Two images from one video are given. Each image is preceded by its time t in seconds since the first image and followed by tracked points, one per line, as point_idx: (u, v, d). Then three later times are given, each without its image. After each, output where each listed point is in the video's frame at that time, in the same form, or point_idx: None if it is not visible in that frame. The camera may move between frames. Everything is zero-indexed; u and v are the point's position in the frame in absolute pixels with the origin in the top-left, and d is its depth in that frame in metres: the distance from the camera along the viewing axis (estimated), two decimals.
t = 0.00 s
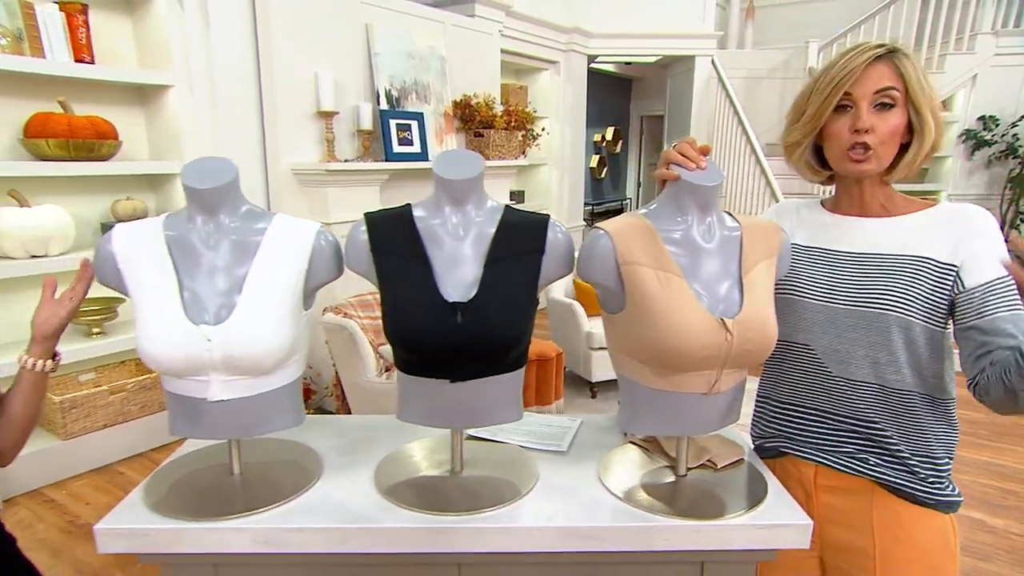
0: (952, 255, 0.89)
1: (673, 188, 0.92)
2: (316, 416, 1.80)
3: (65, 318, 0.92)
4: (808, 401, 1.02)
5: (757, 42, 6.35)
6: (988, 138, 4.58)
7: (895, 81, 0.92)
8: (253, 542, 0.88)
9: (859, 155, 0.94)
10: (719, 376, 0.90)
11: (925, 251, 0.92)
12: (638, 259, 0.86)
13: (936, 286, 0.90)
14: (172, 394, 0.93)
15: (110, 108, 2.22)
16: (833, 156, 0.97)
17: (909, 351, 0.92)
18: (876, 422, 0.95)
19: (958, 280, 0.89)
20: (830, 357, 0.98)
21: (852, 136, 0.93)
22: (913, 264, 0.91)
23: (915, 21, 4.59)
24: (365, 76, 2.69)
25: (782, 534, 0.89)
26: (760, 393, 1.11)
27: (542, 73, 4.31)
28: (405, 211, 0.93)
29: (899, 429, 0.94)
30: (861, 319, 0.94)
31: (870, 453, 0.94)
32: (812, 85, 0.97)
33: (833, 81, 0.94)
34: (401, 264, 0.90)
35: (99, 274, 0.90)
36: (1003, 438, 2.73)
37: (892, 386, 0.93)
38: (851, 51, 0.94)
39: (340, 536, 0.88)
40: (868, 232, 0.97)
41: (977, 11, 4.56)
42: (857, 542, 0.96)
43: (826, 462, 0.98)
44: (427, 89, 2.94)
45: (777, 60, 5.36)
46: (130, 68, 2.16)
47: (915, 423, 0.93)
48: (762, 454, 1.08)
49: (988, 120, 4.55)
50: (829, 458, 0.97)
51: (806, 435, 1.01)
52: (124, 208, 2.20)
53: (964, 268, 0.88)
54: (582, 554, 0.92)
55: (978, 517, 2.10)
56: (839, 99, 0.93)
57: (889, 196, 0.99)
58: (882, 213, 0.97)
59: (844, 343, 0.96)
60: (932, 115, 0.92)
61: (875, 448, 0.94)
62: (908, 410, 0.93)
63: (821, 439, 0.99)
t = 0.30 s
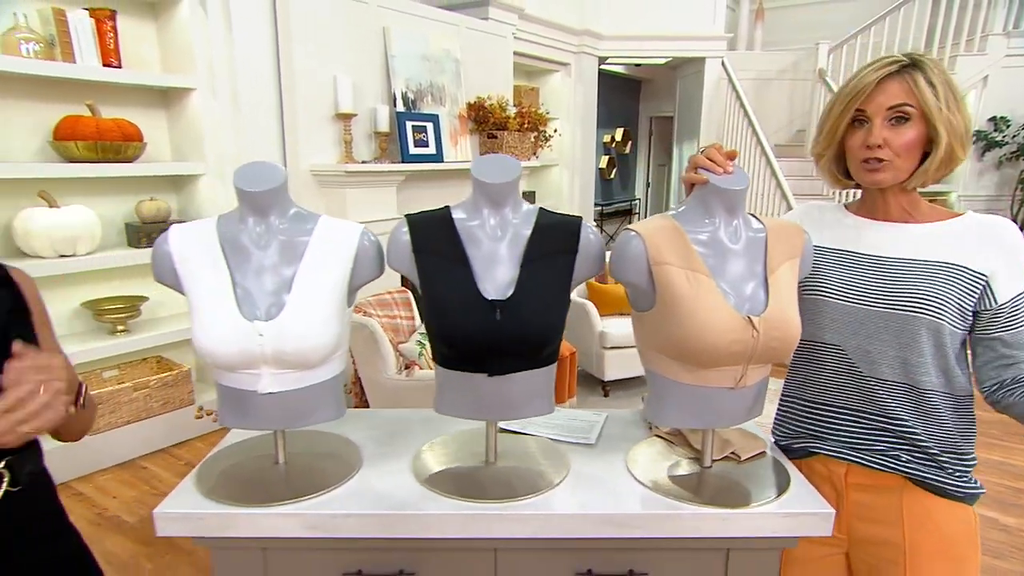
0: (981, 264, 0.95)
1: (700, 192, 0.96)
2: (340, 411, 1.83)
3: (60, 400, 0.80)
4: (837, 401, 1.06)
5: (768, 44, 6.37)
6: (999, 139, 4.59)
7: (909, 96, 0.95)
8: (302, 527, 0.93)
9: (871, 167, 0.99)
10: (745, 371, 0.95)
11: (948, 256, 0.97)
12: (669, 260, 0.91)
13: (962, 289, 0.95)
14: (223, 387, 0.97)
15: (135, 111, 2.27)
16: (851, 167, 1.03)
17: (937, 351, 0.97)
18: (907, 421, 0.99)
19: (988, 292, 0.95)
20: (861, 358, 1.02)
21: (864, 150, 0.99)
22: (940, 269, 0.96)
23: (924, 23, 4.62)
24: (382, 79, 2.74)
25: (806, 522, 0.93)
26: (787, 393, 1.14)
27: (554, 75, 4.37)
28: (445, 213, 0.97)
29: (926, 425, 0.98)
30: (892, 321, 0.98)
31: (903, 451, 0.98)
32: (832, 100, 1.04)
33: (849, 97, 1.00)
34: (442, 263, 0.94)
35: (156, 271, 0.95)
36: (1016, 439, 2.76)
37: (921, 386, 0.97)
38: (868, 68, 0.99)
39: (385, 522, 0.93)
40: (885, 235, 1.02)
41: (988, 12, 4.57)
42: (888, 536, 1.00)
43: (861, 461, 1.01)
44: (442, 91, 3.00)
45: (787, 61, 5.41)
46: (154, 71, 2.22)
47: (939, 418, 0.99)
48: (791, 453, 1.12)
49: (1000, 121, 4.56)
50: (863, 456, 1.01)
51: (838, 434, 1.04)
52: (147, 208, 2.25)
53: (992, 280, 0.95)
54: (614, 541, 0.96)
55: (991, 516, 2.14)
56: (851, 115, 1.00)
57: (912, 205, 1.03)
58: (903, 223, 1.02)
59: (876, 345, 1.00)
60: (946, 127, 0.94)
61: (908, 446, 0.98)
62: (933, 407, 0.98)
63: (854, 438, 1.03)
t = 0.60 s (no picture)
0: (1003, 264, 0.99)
1: (727, 193, 1.00)
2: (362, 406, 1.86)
3: (127, 428, 0.93)
4: (862, 397, 1.10)
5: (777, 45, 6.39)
6: (1010, 140, 4.60)
7: (933, 104, 0.99)
8: (348, 512, 0.98)
9: (898, 175, 1.03)
10: (770, 365, 0.98)
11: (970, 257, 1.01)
12: (698, 258, 0.95)
13: (985, 289, 0.99)
14: (270, 378, 1.02)
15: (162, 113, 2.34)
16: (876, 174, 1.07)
17: (961, 349, 1.01)
18: (930, 416, 1.03)
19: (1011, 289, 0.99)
20: (886, 357, 1.06)
21: (891, 158, 1.03)
22: (963, 270, 1.00)
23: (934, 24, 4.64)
24: (400, 81, 2.79)
25: (829, 509, 0.97)
26: (812, 390, 1.19)
27: (566, 77, 4.41)
28: (483, 213, 1.02)
29: (952, 420, 1.02)
30: (917, 321, 1.02)
31: (927, 444, 1.03)
32: (855, 109, 1.07)
33: (874, 107, 1.03)
34: (481, 261, 0.98)
35: (208, 268, 1.00)
36: None
37: (945, 383, 1.02)
38: (891, 77, 1.02)
39: (427, 507, 0.98)
40: (902, 234, 1.07)
41: (999, 14, 4.58)
42: (913, 525, 1.05)
43: (886, 454, 1.06)
44: (457, 93, 3.05)
45: (797, 63, 5.47)
46: (178, 75, 2.28)
47: (964, 414, 1.03)
48: (817, 447, 1.16)
49: (1010, 122, 4.53)
50: (888, 450, 1.06)
51: (863, 429, 1.09)
52: (172, 208, 2.31)
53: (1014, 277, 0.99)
54: (644, 526, 1.01)
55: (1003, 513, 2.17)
56: (877, 125, 1.03)
57: (936, 206, 1.07)
58: (927, 225, 1.06)
59: (900, 343, 1.04)
60: (972, 132, 0.98)
61: (931, 439, 1.03)
62: (958, 403, 1.02)
63: (878, 432, 1.07)
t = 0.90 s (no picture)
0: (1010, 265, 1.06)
1: (748, 196, 1.07)
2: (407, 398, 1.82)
3: (181, 403, 1.00)
4: (875, 389, 1.17)
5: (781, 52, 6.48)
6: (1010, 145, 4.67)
7: (953, 108, 1.06)
8: (391, 494, 1.04)
9: (918, 174, 1.10)
10: (787, 357, 1.05)
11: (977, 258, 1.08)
12: (718, 256, 1.01)
13: (993, 289, 1.06)
14: (317, 369, 1.09)
15: (192, 118, 2.46)
16: (895, 172, 1.14)
17: (969, 346, 1.07)
18: (939, 408, 1.10)
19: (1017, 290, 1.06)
20: (898, 352, 1.12)
21: (913, 158, 1.09)
22: (971, 271, 1.07)
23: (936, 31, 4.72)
24: (418, 87, 2.87)
25: (843, 492, 1.04)
26: (826, 383, 1.26)
27: (576, 82, 4.49)
28: (516, 214, 1.08)
29: (959, 412, 1.09)
30: (928, 319, 1.09)
31: (936, 434, 1.10)
32: (877, 111, 1.13)
33: (898, 109, 1.09)
34: (515, 259, 1.05)
35: (261, 265, 1.08)
36: None
37: (953, 377, 1.09)
38: (913, 82, 1.08)
39: (467, 489, 1.04)
40: (910, 236, 1.15)
41: (998, 22, 4.65)
42: (922, 510, 1.12)
43: (897, 443, 1.13)
44: (473, 99, 3.13)
45: (800, 69, 5.56)
46: (207, 82, 2.41)
47: (972, 406, 1.09)
48: (831, 437, 1.23)
49: (1010, 127, 4.61)
50: (899, 439, 1.12)
51: (875, 420, 1.16)
52: (201, 210, 2.39)
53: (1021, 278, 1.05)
54: (668, 508, 1.07)
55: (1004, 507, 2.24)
56: (900, 126, 1.09)
57: (950, 208, 1.14)
58: (940, 226, 1.14)
59: (910, 339, 1.11)
60: (988, 136, 1.06)
61: (940, 429, 1.10)
62: (966, 396, 1.09)
63: (890, 423, 1.14)
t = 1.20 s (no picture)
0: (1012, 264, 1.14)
1: (762, 197, 1.15)
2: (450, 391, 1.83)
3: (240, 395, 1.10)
4: (881, 382, 1.24)
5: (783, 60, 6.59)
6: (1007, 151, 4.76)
7: (969, 113, 1.14)
8: (429, 475, 1.12)
9: (936, 174, 1.17)
10: (798, 348, 1.11)
11: (980, 257, 1.16)
12: (734, 253, 1.09)
13: (996, 289, 1.13)
14: (358, 358, 1.17)
15: (221, 124, 2.56)
16: (913, 173, 1.21)
17: (972, 342, 1.15)
18: (942, 401, 1.18)
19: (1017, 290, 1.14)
20: (906, 347, 1.20)
21: (932, 159, 1.16)
22: (975, 272, 1.15)
23: (931, 40, 4.83)
24: (435, 94, 2.95)
25: (851, 474, 1.11)
26: (836, 376, 1.34)
27: (584, 90, 4.61)
28: (546, 215, 1.14)
29: (961, 404, 1.17)
30: (934, 316, 1.16)
31: (938, 425, 1.18)
32: (897, 114, 1.20)
33: (918, 113, 1.16)
34: (543, 255, 1.11)
35: (305, 260, 1.15)
36: None
37: (955, 371, 1.16)
38: (933, 88, 1.16)
39: (499, 470, 1.11)
40: (914, 236, 1.23)
41: (992, 32, 4.75)
42: (926, 497, 1.19)
43: (902, 433, 1.20)
44: (487, 105, 3.22)
45: (801, 76, 5.67)
46: (236, 89, 2.51)
47: (972, 398, 1.17)
48: (840, 427, 1.31)
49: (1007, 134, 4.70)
50: (904, 429, 1.20)
51: (881, 411, 1.24)
52: (229, 212, 2.49)
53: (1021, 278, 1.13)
54: (687, 489, 1.15)
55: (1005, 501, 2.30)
56: (921, 128, 1.16)
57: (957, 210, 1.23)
58: (949, 227, 1.22)
59: (916, 335, 1.19)
60: (1001, 140, 1.14)
61: (942, 420, 1.18)
62: (967, 389, 1.17)
63: (895, 414, 1.22)
